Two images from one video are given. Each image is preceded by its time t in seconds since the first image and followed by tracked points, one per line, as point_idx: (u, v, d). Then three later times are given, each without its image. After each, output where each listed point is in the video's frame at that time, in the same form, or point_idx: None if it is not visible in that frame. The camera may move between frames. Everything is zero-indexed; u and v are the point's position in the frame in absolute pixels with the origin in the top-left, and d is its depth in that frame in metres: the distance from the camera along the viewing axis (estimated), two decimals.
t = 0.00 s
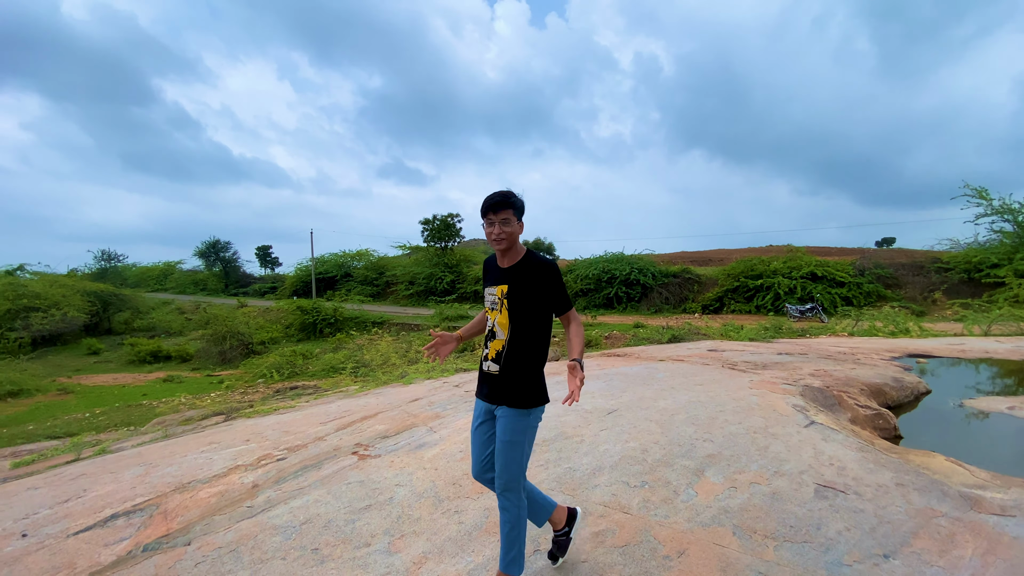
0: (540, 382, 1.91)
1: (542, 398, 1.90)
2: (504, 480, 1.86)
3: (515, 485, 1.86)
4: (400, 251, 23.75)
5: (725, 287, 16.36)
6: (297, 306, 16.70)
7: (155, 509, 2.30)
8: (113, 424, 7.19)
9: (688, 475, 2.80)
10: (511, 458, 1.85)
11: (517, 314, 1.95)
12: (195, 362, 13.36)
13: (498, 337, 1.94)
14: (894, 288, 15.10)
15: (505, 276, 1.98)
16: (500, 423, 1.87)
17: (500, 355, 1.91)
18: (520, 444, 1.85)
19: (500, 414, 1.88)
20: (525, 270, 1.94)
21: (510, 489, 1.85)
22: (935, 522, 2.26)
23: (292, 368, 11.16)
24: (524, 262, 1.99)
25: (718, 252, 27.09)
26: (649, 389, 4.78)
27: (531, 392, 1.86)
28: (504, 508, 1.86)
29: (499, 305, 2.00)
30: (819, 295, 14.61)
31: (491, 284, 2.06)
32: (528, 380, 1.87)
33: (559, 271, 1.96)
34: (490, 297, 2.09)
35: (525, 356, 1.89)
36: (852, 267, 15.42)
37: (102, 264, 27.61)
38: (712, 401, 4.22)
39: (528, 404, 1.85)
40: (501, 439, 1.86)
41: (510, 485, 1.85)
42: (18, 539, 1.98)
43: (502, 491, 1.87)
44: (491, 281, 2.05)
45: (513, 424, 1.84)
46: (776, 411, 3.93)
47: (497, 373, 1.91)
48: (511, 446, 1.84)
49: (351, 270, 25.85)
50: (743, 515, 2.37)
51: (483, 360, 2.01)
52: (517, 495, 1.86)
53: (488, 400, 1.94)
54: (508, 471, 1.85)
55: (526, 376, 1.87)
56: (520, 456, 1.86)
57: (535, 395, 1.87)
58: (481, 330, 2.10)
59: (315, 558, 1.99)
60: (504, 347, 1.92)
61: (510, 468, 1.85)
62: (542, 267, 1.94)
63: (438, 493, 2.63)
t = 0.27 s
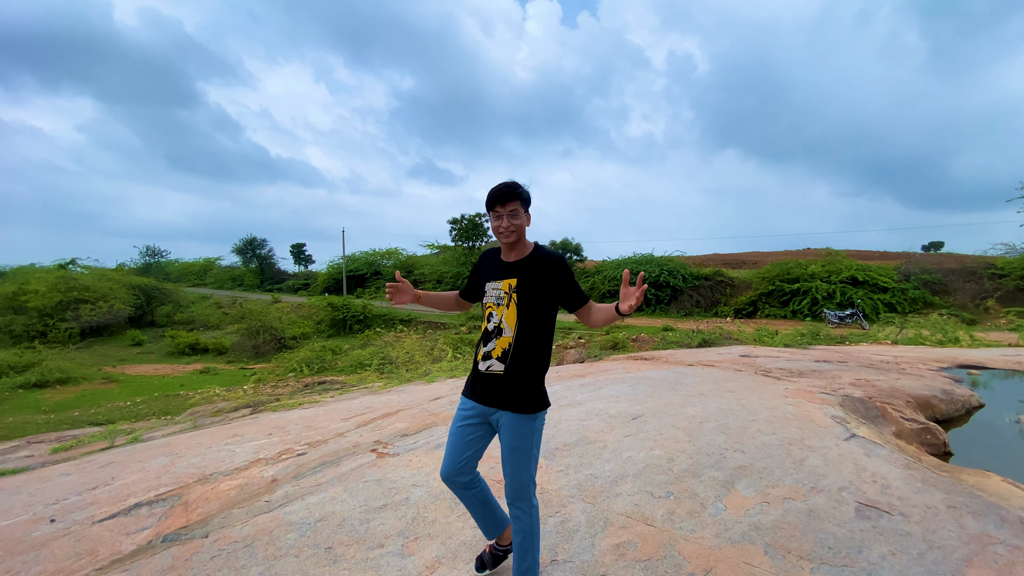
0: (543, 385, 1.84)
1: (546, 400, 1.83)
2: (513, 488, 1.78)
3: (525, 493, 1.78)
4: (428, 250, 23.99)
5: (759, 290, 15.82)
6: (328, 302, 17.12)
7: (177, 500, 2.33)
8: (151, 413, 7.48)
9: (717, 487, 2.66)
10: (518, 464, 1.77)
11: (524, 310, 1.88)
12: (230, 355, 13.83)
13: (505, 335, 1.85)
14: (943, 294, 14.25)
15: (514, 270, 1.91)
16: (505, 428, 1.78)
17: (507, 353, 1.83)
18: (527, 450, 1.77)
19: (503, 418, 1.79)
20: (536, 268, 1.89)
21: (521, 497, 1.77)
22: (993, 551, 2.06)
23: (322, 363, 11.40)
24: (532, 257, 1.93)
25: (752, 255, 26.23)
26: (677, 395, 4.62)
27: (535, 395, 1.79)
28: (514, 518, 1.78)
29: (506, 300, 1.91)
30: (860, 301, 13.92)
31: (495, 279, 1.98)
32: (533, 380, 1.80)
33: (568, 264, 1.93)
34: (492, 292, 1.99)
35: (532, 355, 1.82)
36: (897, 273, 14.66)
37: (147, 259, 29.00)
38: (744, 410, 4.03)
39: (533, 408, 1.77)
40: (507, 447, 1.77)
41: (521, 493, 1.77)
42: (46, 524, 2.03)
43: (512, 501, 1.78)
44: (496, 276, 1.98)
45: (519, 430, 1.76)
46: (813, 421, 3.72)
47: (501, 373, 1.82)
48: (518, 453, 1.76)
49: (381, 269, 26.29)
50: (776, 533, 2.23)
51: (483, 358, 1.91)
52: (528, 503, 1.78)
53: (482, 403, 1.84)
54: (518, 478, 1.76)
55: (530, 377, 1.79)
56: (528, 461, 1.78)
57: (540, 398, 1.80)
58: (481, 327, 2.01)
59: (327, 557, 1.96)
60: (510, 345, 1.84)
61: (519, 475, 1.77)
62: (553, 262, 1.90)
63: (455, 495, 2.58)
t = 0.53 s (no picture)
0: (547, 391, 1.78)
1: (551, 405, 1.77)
2: (525, 498, 1.70)
3: (536, 502, 1.70)
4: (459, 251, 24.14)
5: (801, 294, 15.14)
6: (362, 301, 17.49)
7: (205, 495, 2.36)
8: (193, 406, 7.79)
9: (754, 503, 2.50)
10: (527, 473, 1.70)
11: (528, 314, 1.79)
12: (268, 350, 14.30)
13: (508, 340, 1.77)
14: (1005, 301, 13.23)
15: (518, 272, 1.81)
16: (511, 436, 1.71)
17: (511, 359, 1.75)
18: (535, 457, 1.70)
19: (508, 427, 1.72)
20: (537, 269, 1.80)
21: (533, 507, 1.69)
22: None
23: (354, 361, 11.62)
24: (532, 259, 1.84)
25: (792, 258, 25.18)
26: (711, 403, 4.43)
27: (540, 402, 1.72)
28: (528, 529, 1.70)
29: (507, 304, 1.81)
30: (911, 306, 13.10)
31: (494, 282, 1.86)
32: (537, 386, 1.74)
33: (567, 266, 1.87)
34: (491, 295, 1.86)
35: (537, 360, 1.76)
36: (952, 277, 13.73)
37: (194, 258, 30.44)
38: (783, 421, 3.81)
39: (538, 413, 1.71)
40: (514, 456, 1.70)
41: (533, 503, 1.69)
42: (79, 515, 2.09)
43: (524, 511, 1.71)
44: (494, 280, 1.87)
45: (526, 437, 1.69)
46: (860, 436, 3.47)
47: (505, 379, 1.74)
48: (526, 461, 1.69)
49: (413, 269, 26.63)
50: (819, 557, 2.06)
51: (482, 364, 1.81)
52: (540, 513, 1.70)
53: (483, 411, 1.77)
54: (528, 487, 1.69)
55: (535, 382, 1.73)
56: (537, 470, 1.71)
57: (545, 405, 1.74)
58: (478, 331, 1.89)
59: (347, 561, 1.93)
60: (514, 350, 1.77)
61: (529, 484, 1.69)
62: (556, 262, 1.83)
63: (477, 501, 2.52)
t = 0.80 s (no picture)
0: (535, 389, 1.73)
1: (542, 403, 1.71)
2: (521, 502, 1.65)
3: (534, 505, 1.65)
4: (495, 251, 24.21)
5: (853, 297, 14.29)
6: (401, 301, 17.86)
7: (239, 490, 2.44)
8: (240, 401, 8.15)
9: (797, 520, 2.35)
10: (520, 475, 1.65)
11: (514, 313, 1.76)
12: (311, 349, 14.81)
13: (495, 340, 1.74)
14: None
15: (508, 271, 1.79)
16: (499, 437, 1.67)
17: (496, 358, 1.72)
18: (527, 458, 1.65)
19: (496, 428, 1.67)
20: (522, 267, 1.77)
21: (530, 511, 1.64)
22: None
23: (392, 360, 11.86)
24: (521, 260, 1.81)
25: (844, 259, 23.84)
26: (751, 411, 4.21)
27: (529, 400, 1.67)
28: (529, 534, 1.65)
29: (495, 304, 1.78)
30: (979, 310, 12.10)
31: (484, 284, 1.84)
32: (529, 386, 1.69)
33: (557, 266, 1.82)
34: (481, 297, 1.85)
35: (523, 358, 1.71)
36: None
37: (244, 260, 31.99)
38: (831, 431, 3.57)
39: (527, 412, 1.66)
40: (505, 459, 1.65)
41: (530, 507, 1.64)
42: (122, 505, 2.20)
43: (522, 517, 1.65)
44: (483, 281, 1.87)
45: (516, 439, 1.64)
46: (918, 450, 3.21)
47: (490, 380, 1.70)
48: (517, 462, 1.64)
49: (450, 270, 26.86)
50: None
51: (470, 366, 1.79)
52: (540, 515, 1.65)
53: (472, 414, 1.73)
54: (523, 490, 1.64)
55: (522, 381, 1.68)
56: (530, 471, 1.66)
57: (535, 403, 1.68)
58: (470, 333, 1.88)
59: (370, 561, 1.93)
60: (499, 349, 1.73)
61: (522, 485, 1.64)
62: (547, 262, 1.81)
63: (502, 505, 2.48)
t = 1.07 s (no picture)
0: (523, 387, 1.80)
1: (528, 401, 1.77)
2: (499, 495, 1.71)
3: (512, 499, 1.71)
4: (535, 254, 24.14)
5: (920, 299, 13.25)
6: (443, 304, 18.16)
7: (276, 486, 2.54)
8: (288, 399, 8.53)
9: (842, 539, 2.19)
10: (501, 468, 1.71)
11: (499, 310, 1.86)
12: (356, 350, 15.31)
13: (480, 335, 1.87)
14: None
15: (492, 270, 1.92)
16: (483, 429, 1.75)
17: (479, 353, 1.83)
18: (508, 451, 1.72)
19: (481, 420, 1.76)
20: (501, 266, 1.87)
21: (510, 506, 1.69)
22: None
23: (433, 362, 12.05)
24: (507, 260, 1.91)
25: (910, 259, 22.16)
26: (797, 421, 3.98)
27: (513, 397, 1.74)
28: (507, 529, 1.70)
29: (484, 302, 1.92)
30: None
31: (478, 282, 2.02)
32: (518, 385, 1.74)
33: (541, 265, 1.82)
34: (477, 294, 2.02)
35: (508, 355, 1.73)
36: None
37: (296, 265, 33.51)
38: (885, 444, 3.32)
39: (511, 407, 1.73)
40: (487, 451, 1.72)
41: (508, 501, 1.70)
42: (169, 498, 2.34)
43: (499, 511, 1.71)
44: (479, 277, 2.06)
45: (498, 432, 1.71)
46: (986, 466, 2.92)
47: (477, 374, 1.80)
48: (498, 455, 1.71)
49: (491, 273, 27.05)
50: None
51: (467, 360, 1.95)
52: (517, 512, 1.70)
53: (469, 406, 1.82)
54: (502, 483, 1.70)
55: (510, 378, 1.74)
56: (510, 465, 1.72)
57: (518, 400, 1.75)
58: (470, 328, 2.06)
59: (394, 562, 1.95)
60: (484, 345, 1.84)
61: (500, 480, 1.70)
62: (528, 256, 1.88)
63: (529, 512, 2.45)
